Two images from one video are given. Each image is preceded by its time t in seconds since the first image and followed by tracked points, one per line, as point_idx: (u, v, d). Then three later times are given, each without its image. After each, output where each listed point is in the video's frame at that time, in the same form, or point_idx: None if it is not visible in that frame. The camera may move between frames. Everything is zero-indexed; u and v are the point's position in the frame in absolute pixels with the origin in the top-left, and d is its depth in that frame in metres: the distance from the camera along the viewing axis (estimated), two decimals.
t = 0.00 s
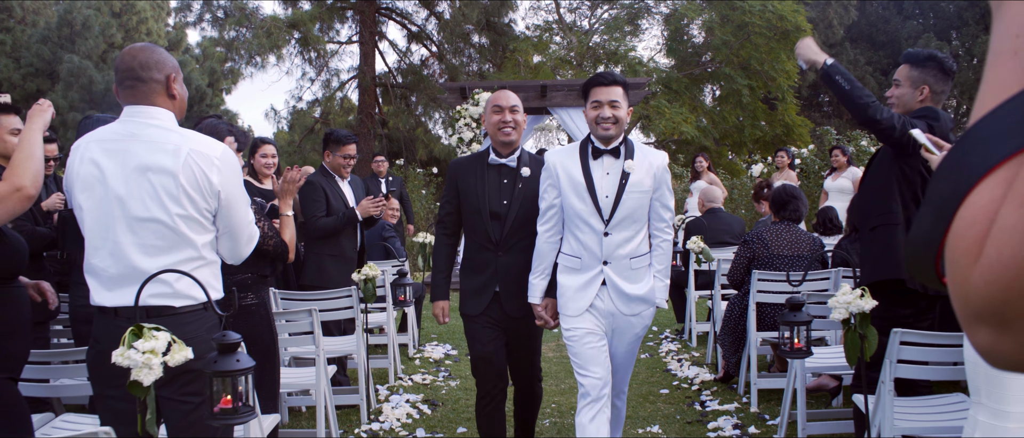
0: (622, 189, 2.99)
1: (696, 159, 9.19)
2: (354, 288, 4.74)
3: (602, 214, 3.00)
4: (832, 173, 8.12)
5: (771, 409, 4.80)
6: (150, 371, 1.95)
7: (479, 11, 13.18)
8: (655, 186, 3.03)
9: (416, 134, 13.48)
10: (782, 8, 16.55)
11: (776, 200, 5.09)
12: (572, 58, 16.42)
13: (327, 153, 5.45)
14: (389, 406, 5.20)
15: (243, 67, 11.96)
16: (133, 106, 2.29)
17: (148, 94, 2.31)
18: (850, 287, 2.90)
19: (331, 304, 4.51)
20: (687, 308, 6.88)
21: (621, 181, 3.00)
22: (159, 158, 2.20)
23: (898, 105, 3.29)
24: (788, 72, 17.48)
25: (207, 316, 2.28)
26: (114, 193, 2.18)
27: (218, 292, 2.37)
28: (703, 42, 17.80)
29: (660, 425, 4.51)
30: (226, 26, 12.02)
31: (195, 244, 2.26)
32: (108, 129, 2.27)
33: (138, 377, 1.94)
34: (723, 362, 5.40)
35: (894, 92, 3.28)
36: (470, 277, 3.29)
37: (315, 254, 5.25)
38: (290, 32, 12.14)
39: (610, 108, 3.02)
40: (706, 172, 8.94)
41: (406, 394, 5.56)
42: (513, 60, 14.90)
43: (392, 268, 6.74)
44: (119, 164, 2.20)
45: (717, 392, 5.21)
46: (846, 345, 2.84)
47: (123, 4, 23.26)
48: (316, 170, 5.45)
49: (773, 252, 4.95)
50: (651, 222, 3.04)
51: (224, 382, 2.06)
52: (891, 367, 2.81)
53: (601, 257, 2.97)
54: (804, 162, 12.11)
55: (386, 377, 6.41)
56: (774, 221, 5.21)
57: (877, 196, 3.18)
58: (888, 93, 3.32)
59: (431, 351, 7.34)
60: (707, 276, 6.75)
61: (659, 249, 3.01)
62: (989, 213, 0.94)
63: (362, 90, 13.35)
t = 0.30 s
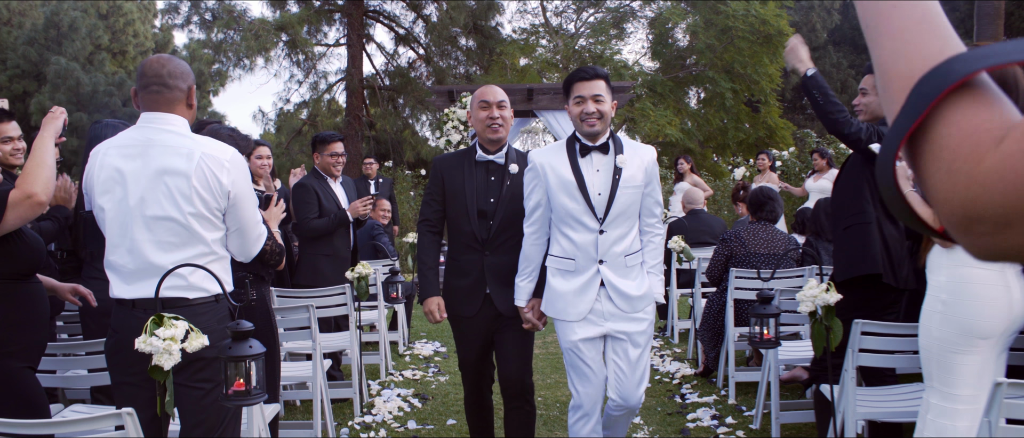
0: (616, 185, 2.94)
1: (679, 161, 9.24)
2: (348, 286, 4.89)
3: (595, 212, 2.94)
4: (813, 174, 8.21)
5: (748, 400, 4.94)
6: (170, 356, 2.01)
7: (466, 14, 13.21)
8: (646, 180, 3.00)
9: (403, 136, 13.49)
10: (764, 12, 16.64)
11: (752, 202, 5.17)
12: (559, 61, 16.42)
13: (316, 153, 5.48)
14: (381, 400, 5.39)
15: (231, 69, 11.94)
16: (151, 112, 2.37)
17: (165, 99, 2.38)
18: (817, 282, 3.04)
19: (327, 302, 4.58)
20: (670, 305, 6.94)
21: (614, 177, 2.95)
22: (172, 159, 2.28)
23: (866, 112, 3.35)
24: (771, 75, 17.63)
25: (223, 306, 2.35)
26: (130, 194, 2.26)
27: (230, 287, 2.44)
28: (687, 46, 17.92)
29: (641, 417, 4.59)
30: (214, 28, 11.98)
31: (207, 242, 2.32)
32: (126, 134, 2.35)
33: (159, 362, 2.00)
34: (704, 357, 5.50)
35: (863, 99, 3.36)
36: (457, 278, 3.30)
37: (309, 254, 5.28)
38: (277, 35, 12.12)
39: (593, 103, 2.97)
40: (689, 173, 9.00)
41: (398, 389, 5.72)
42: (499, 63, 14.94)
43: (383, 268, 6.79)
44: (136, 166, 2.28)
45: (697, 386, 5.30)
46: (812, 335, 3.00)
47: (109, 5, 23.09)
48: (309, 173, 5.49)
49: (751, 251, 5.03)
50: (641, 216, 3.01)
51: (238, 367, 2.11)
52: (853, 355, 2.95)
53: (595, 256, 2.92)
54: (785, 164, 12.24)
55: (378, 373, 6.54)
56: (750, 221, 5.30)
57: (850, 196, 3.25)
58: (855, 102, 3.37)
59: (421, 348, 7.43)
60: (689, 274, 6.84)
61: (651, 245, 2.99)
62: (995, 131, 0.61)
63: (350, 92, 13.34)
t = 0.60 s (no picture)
0: (609, 182, 2.95)
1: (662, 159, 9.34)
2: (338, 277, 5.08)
3: (588, 210, 2.96)
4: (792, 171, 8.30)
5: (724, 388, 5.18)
6: (178, 337, 2.26)
7: (451, 13, 13.25)
8: (642, 177, 3.02)
9: (389, 133, 13.49)
10: (746, 12, 16.90)
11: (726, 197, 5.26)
12: (544, 61, 16.23)
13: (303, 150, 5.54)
14: (370, 390, 5.75)
15: (218, 67, 11.90)
16: (166, 112, 2.67)
17: (181, 102, 2.70)
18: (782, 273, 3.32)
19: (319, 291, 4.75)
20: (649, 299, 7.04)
21: (608, 174, 2.96)
22: (189, 157, 2.59)
23: (826, 110, 3.65)
24: (752, 74, 17.77)
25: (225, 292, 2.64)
26: (149, 187, 2.55)
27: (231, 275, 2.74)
28: (670, 45, 18.04)
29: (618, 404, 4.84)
30: (200, 26, 11.90)
31: (216, 232, 2.64)
32: (143, 132, 2.64)
33: (168, 342, 2.26)
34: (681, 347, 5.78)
35: (823, 99, 3.62)
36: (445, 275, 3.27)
37: (297, 248, 5.30)
38: (264, 33, 12.09)
39: (584, 99, 2.94)
40: (670, 171, 9.08)
41: (386, 379, 6.07)
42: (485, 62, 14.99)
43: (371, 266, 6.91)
44: (154, 161, 2.57)
45: (675, 375, 5.51)
46: (778, 323, 3.24)
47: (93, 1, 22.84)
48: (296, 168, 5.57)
49: (726, 245, 5.17)
50: (638, 215, 3.03)
51: (240, 347, 2.36)
52: (816, 340, 3.23)
53: (589, 256, 2.94)
54: (764, 161, 12.43)
55: (366, 364, 6.91)
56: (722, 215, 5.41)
57: (818, 193, 3.40)
58: (817, 101, 3.67)
59: (409, 340, 7.65)
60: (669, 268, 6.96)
61: (646, 243, 3.02)
62: None
63: (336, 90, 13.35)
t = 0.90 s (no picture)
0: (612, 164, 2.95)
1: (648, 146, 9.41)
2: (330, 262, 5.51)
3: (591, 191, 2.98)
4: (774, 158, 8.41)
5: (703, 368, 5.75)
6: (181, 313, 2.59)
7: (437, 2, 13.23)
8: (650, 159, 2.98)
9: (375, 122, 13.30)
10: (730, 0, 16.99)
11: (708, 183, 5.56)
12: (528, 48, 16.73)
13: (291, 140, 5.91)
14: (359, 371, 6.18)
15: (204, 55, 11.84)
16: (182, 102, 3.05)
17: (195, 93, 3.09)
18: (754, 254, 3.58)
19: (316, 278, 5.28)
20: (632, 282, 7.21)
21: (611, 155, 2.96)
22: (208, 143, 2.97)
23: (791, 101, 3.95)
24: (736, 62, 17.78)
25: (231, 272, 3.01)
26: (170, 171, 2.90)
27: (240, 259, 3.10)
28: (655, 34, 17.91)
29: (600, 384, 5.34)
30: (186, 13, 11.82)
31: (229, 215, 3.02)
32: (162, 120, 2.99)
33: (172, 318, 2.58)
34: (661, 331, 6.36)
35: (789, 90, 3.91)
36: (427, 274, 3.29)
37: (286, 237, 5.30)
38: (249, 21, 11.97)
39: (594, 75, 2.93)
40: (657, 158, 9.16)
41: (375, 361, 6.49)
42: (471, 50, 15.00)
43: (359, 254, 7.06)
44: (174, 147, 2.92)
45: (656, 356, 6.06)
46: (751, 301, 3.51)
47: None
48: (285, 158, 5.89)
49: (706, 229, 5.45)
50: (647, 198, 3.00)
51: (238, 322, 2.70)
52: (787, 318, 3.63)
53: (591, 239, 2.97)
54: (747, 150, 12.61)
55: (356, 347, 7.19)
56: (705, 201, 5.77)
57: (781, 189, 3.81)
58: (782, 91, 3.95)
59: (397, 325, 7.91)
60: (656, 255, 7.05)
61: (657, 228, 2.96)
62: None
63: (322, 78, 13.28)
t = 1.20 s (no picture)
0: (611, 166, 2.86)
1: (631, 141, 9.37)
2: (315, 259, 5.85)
3: (589, 195, 2.88)
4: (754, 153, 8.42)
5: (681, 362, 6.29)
6: (181, 301, 2.73)
7: None
8: (649, 159, 2.92)
9: (353, 119, 13.24)
10: None
11: (690, 181, 5.57)
12: (510, 43, 16.71)
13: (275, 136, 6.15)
14: (345, 367, 6.17)
15: (174, 50, 11.79)
16: (193, 101, 3.24)
17: (203, 90, 3.30)
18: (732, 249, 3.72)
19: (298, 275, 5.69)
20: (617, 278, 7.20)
21: (610, 155, 2.87)
22: (221, 140, 3.19)
23: (747, 95, 4.55)
24: (720, 59, 17.96)
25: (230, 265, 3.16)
26: (185, 166, 3.10)
27: (237, 252, 3.28)
28: (639, 29, 17.82)
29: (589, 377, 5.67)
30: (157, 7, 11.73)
31: (235, 210, 3.24)
32: (175, 118, 3.18)
33: (172, 306, 2.71)
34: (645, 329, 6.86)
35: (746, 85, 4.53)
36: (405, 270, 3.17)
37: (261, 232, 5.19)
38: (223, 15, 11.87)
39: (586, 69, 2.84)
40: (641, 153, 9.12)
41: (360, 357, 6.45)
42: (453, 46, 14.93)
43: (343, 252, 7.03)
44: (188, 144, 3.13)
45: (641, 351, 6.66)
46: (730, 294, 3.63)
47: None
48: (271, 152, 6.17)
49: (687, 227, 5.55)
50: (647, 200, 2.94)
51: (235, 311, 2.84)
52: (762, 312, 4.11)
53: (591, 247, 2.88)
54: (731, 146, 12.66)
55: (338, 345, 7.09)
56: (687, 198, 5.78)
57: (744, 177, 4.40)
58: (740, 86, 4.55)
59: (379, 322, 7.81)
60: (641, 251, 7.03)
61: (656, 233, 2.95)
62: None
63: (299, 74, 13.16)
